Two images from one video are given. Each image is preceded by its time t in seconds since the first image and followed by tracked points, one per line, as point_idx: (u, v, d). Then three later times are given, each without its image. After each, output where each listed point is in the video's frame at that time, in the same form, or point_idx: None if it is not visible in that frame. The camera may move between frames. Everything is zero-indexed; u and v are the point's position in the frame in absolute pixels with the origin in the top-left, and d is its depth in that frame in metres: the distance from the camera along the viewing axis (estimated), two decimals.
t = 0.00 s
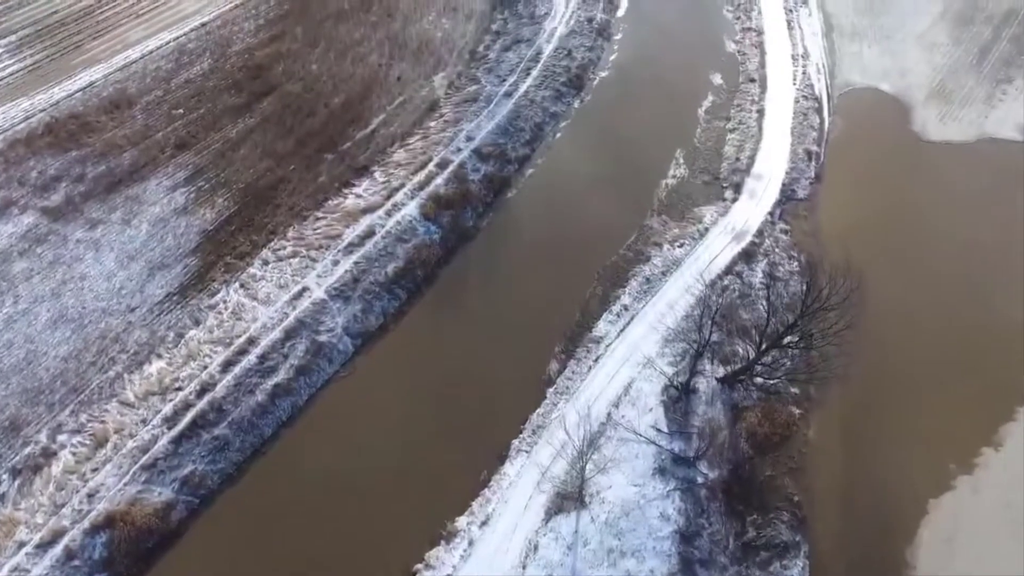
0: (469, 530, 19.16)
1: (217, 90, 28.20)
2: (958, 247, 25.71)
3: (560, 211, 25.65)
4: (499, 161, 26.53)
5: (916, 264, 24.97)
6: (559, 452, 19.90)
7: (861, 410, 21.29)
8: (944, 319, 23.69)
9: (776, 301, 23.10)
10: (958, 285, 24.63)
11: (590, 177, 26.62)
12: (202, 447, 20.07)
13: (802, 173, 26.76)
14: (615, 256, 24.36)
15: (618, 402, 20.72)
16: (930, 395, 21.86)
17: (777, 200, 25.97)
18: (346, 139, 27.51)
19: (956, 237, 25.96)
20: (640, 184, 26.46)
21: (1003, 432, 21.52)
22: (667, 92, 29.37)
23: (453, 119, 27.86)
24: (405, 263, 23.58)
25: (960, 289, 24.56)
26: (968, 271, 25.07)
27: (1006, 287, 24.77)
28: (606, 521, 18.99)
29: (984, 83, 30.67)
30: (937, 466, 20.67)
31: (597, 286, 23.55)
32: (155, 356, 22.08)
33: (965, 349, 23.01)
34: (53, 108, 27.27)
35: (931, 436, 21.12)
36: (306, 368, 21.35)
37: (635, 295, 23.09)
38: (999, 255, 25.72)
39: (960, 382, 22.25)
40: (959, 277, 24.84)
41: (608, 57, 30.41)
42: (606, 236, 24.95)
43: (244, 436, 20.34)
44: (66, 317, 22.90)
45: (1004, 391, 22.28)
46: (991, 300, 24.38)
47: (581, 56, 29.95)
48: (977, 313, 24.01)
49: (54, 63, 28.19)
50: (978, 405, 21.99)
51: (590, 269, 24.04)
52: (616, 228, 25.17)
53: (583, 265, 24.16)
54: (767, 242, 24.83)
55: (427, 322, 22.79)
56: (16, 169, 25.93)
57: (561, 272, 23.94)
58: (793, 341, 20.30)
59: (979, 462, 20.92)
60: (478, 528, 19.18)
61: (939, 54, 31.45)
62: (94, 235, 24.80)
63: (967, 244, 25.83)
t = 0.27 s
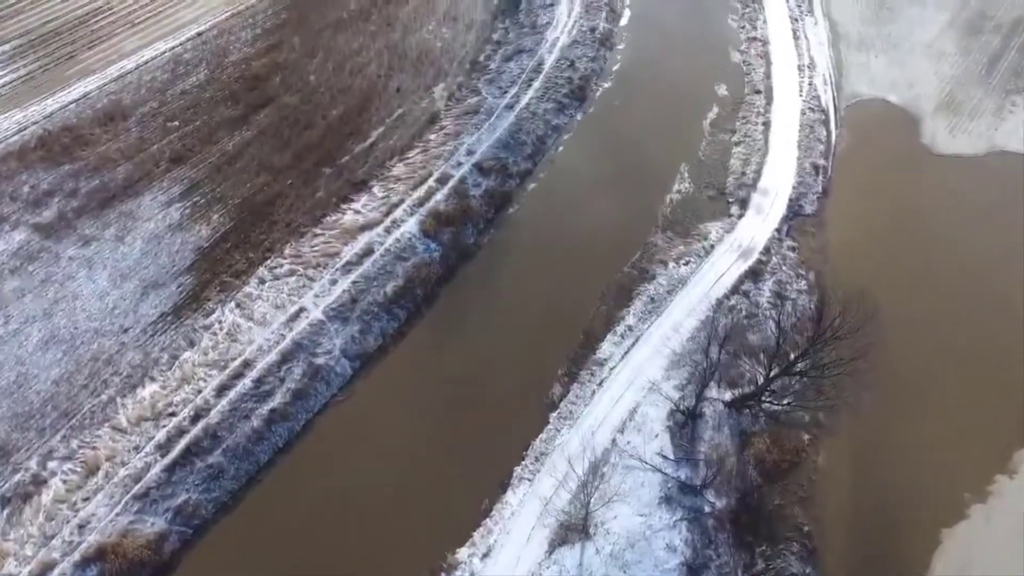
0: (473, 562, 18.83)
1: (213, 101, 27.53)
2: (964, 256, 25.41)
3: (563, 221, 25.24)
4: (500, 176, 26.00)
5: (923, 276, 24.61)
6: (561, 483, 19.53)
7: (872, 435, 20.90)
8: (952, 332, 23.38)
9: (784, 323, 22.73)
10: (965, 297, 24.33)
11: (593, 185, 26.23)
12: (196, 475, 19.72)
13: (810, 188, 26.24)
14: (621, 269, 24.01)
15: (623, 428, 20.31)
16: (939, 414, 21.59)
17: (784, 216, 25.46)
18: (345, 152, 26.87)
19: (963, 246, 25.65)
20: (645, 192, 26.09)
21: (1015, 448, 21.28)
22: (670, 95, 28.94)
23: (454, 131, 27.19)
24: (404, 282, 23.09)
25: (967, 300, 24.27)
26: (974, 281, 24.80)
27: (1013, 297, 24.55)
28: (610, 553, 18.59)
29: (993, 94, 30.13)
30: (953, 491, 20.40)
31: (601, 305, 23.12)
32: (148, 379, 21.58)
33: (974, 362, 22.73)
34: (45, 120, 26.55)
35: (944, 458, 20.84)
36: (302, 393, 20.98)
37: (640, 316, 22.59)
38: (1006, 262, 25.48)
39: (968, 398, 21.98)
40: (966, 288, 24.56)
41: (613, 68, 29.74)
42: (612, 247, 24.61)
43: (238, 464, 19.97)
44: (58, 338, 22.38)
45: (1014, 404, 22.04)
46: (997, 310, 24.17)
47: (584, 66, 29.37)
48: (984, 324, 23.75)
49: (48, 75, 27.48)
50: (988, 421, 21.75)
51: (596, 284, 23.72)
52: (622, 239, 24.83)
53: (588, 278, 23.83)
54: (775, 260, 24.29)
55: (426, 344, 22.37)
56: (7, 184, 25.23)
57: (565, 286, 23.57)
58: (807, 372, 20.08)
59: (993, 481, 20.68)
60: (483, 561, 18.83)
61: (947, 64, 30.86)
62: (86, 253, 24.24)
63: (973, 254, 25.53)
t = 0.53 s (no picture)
0: None
1: (210, 111, 26.55)
2: (966, 260, 25.49)
3: (567, 227, 24.90)
4: (501, 188, 25.53)
5: (926, 285, 24.58)
6: (563, 509, 19.56)
7: (877, 456, 20.98)
8: (955, 343, 23.48)
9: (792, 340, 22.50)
10: (967, 303, 24.44)
11: (595, 189, 25.94)
12: (192, 497, 19.56)
13: (816, 200, 25.87)
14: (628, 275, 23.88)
15: (627, 449, 20.29)
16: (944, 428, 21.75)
17: (790, 229, 25.09)
18: (343, 163, 26.26)
19: (965, 250, 25.73)
20: (647, 194, 25.87)
21: (1018, 455, 21.62)
22: (669, 94, 28.52)
23: (454, 142, 26.59)
24: (403, 297, 22.69)
25: (968, 307, 24.38)
26: (976, 286, 24.92)
27: (1012, 298, 24.79)
28: None
29: (1000, 104, 29.76)
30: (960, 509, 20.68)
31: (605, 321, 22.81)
32: (143, 398, 21.25)
33: (976, 370, 22.92)
34: (40, 131, 25.45)
35: (949, 475, 21.05)
36: (299, 412, 20.77)
37: (644, 332, 22.34)
38: (1005, 263, 25.66)
39: (970, 408, 22.23)
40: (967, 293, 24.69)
41: (616, 75, 29.06)
42: (617, 251, 24.44)
43: (234, 486, 19.83)
44: (51, 354, 21.95)
45: (1015, 410, 22.35)
46: (997, 314, 24.40)
47: (586, 75, 28.63)
48: (986, 330, 23.95)
49: (42, 84, 26.21)
50: (990, 428, 22.03)
51: (603, 292, 23.49)
52: (627, 244, 24.62)
53: (594, 286, 23.60)
54: (780, 274, 23.94)
55: (426, 360, 22.07)
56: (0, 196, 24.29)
57: (570, 296, 23.30)
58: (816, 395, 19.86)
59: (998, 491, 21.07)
60: None
61: (953, 73, 30.41)
62: (81, 267, 23.56)
63: (975, 257, 25.63)
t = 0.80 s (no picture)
0: None
1: (206, 123, 25.05)
2: (969, 263, 25.71)
3: (570, 235, 24.70)
4: (502, 204, 24.81)
5: (930, 293, 24.79)
6: (567, 542, 19.98)
7: (879, 480, 21.49)
8: (959, 352, 23.85)
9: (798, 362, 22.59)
10: (969, 308, 24.80)
11: (596, 194, 25.60)
12: (186, 527, 19.64)
13: (824, 216, 25.41)
14: (631, 283, 23.90)
15: (634, 476, 20.68)
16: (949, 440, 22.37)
17: (797, 247, 24.74)
18: (342, 177, 25.06)
19: (968, 253, 25.89)
20: (649, 196, 25.63)
21: (1018, 455, 22.45)
22: (670, 94, 27.95)
23: (455, 155, 25.54)
24: (403, 318, 22.31)
25: (970, 310, 24.78)
26: (979, 289, 25.25)
27: (1012, 298, 25.23)
28: None
29: (1010, 116, 29.16)
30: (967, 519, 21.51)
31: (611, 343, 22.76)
32: (136, 423, 20.88)
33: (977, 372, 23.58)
34: (34, 144, 24.09)
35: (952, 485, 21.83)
36: (295, 439, 20.68)
37: (649, 354, 22.31)
38: (1008, 262, 25.93)
39: (971, 412, 22.93)
40: (971, 300, 25.00)
41: (619, 86, 28.09)
42: (620, 257, 24.36)
43: (229, 516, 19.93)
44: (42, 378, 21.32)
45: (1015, 410, 23.12)
46: (1001, 316, 24.80)
47: (589, 86, 27.58)
48: (988, 334, 24.41)
49: (35, 97, 24.74)
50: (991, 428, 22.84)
51: (606, 301, 23.51)
52: (630, 249, 24.51)
53: (597, 295, 23.61)
54: (787, 295, 23.75)
55: (427, 381, 21.99)
56: None
57: (571, 299, 23.47)
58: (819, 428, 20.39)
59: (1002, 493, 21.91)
60: None
61: (962, 84, 29.70)
62: (74, 285, 22.57)
63: (979, 259, 25.84)
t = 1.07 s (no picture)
0: None
1: (202, 134, 24.58)
2: (971, 264, 25.50)
3: (571, 239, 24.42)
4: (504, 218, 24.36)
5: (932, 296, 24.59)
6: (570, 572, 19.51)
7: (888, 506, 21.11)
8: (963, 359, 23.66)
9: (804, 383, 22.28)
10: (969, 308, 24.66)
11: (599, 193, 25.41)
12: (180, 555, 19.19)
13: (830, 230, 25.01)
14: (633, 282, 23.73)
15: (639, 500, 20.29)
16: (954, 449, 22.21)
17: (804, 262, 24.32)
18: (341, 191, 24.55)
19: (970, 253, 25.70)
20: (652, 194, 25.44)
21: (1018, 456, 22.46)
22: (669, 94, 27.68)
23: (455, 168, 25.06)
24: (403, 336, 21.98)
25: (971, 311, 24.65)
26: (981, 291, 25.07)
27: (1012, 297, 25.13)
28: None
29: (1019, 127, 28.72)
30: (977, 529, 21.39)
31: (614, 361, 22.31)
32: (129, 446, 20.41)
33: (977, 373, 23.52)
34: (27, 156, 23.60)
35: (961, 497, 21.70)
36: (292, 463, 20.29)
37: (654, 374, 21.93)
38: (1008, 260, 25.81)
39: (972, 412, 22.86)
40: (973, 303, 24.81)
41: (622, 97, 27.60)
42: (621, 256, 24.16)
43: (225, 543, 19.47)
44: (33, 399, 20.84)
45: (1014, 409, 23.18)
46: (1003, 317, 24.69)
47: (591, 96, 27.12)
48: (990, 336, 24.29)
49: (28, 106, 24.28)
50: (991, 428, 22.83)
51: (608, 300, 23.34)
52: (631, 248, 24.31)
53: (598, 295, 23.42)
54: (795, 312, 23.35)
55: (429, 401, 21.59)
56: None
57: (571, 298, 23.28)
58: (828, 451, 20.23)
59: (1010, 497, 21.87)
60: None
61: (970, 94, 29.26)
62: (67, 302, 22.05)
63: (981, 259, 25.65)
